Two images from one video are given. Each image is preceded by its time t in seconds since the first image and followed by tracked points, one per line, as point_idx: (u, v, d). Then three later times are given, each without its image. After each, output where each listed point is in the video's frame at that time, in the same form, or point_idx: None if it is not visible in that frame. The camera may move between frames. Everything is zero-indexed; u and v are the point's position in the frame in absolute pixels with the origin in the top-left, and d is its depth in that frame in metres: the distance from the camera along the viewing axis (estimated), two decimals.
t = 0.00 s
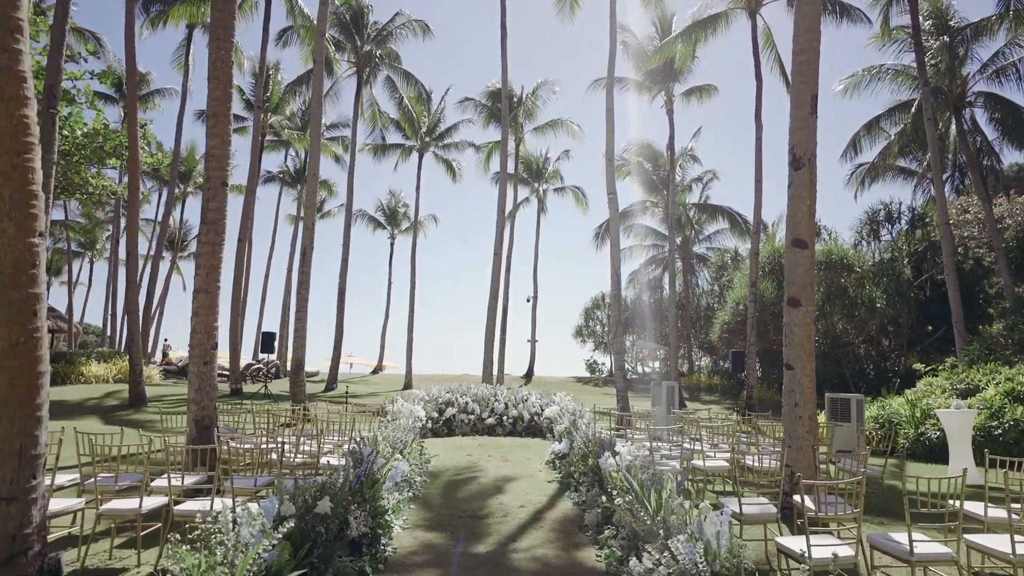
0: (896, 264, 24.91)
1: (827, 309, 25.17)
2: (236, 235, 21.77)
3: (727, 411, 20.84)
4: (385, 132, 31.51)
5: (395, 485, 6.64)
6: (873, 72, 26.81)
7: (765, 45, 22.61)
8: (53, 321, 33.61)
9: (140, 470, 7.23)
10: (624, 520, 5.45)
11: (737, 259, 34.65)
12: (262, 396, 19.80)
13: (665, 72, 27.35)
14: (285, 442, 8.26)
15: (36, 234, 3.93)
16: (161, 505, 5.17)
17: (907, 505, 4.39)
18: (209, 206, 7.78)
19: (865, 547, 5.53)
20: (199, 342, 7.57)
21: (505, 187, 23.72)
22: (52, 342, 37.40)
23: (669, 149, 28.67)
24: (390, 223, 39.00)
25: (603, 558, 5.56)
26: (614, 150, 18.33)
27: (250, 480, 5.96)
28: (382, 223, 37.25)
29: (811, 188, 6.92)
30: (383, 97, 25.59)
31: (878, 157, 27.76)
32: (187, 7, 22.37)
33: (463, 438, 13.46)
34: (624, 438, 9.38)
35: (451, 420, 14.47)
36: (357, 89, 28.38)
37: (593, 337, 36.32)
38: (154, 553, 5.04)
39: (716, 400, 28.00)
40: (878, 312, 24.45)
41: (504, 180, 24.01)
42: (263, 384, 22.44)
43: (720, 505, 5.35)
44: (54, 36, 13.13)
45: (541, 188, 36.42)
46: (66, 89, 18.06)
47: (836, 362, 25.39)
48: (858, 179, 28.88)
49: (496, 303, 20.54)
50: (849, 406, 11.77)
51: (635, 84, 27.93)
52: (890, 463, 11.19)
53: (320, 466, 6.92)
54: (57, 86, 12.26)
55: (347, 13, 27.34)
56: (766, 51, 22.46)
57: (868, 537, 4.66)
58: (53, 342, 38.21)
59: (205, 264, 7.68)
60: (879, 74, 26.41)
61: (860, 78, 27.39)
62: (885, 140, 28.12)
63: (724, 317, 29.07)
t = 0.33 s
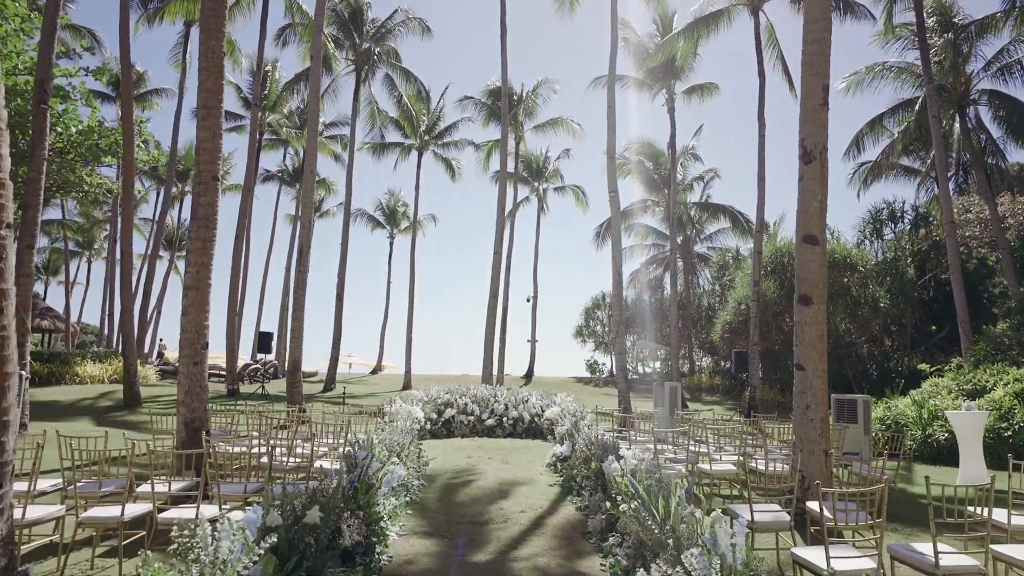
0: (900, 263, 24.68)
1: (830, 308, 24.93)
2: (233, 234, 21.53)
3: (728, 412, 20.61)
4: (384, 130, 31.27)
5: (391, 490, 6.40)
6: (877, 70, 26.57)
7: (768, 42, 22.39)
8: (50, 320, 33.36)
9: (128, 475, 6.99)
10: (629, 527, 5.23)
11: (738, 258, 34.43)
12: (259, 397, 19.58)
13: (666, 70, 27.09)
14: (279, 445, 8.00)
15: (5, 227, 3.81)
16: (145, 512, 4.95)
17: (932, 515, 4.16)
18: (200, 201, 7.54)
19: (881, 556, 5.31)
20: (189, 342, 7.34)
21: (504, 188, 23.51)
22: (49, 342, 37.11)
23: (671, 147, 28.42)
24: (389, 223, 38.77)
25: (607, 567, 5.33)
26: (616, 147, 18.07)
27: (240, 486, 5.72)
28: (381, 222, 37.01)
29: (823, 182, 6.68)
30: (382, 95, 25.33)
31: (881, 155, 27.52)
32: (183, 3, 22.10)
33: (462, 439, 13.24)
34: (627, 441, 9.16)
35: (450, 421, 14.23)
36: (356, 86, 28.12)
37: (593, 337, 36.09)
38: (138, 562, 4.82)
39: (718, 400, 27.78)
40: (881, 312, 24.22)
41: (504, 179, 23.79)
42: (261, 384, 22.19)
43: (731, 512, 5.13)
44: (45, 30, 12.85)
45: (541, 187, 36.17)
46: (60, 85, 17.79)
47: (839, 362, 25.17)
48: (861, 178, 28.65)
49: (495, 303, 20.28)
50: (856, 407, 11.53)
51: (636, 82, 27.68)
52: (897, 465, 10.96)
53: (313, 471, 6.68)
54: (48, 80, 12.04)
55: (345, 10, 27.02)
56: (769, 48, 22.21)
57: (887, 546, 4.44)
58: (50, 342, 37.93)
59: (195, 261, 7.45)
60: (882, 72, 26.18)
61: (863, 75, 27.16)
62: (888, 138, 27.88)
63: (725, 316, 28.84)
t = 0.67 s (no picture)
0: (904, 262, 24.45)
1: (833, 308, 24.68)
2: (230, 234, 21.34)
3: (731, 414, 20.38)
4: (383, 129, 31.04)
5: (387, 495, 6.17)
6: (880, 67, 26.34)
7: (771, 39, 22.16)
8: (47, 320, 33.11)
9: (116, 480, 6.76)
10: (637, 535, 5.00)
11: (740, 258, 34.24)
12: (256, 398, 19.35)
13: (668, 68, 26.85)
14: (273, 448, 7.78)
15: None
16: (129, 520, 4.70)
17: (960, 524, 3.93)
18: (191, 196, 7.30)
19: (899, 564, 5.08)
20: (178, 342, 7.13)
21: (504, 187, 23.29)
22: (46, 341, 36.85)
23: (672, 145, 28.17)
24: (388, 222, 38.55)
25: None
26: (618, 145, 17.82)
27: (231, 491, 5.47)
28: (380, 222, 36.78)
29: (835, 176, 6.46)
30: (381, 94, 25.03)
31: (884, 153, 27.30)
32: None
33: (462, 441, 13.01)
34: (630, 443, 8.94)
35: (450, 422, 13.99)
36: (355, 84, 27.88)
37: (594, 336, 35.88)
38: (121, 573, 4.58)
39: (720, 401, 27.54)
40: (884, 312, 24.00)
41: (504, 178, 23.54)
42: (258, 385, 21.94)
43: (744, 518, 4.91)
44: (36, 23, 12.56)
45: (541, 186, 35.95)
46: (54, 81, 17.53)
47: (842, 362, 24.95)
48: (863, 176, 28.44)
49: (495, 303, 20.04)
50: (863, 408, 11.31)
51: (637, 80, 27.45)
52: (906, 468, 10.74)
53: (307, 474, 6.45)
54: (39, 74, 11.80)
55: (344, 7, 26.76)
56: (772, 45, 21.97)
57: (911, 556, 4.22)
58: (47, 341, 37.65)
59: (185, 258, 7.23)
60: (885, 69, 25.95)
61: (866, 73, 26.95)
62: (891, 137, 27.66)
63: (727, 316, 28.60)
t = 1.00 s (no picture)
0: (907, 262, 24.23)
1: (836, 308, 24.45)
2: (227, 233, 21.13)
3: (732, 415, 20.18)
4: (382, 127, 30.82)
5: (382, 500, 5.94)
6: (883, 65, 26.12)
7: (773, 36, 21.95)
8: (46, 319, 32.94)
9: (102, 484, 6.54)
10: (642, 542, 4.78)
11: (741, 258, 34.03)
12: (253, 398, 19.15)
13: (669, 65, 26.64)
14: (267, 450, 7.56)
15: None
16: (110, 527, 4.46)
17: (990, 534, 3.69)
18: (179, 190, 7.08)
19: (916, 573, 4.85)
20: (167, 341, 6.92)
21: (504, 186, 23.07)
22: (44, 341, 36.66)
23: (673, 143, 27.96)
24: (387, 221, 38.32)
25: None
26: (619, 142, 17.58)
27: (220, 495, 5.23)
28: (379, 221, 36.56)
29: (847, 168, 6.23)
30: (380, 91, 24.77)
31: (886, 152, 27.08)
32: None
33: (461, 442, 12.79)
34: (633, 445, 8.72)
35: (449, 423, 13.77)
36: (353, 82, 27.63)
37: (594, 336, 35.67)
38: None
39: (721, 401, 27.34)
40: (888, 312, 23.79)
41: (504, 177, 23.30)
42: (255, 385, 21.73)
43: (754, 525, 4.68)
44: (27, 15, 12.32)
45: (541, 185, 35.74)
46: (48, 77, 17.28)
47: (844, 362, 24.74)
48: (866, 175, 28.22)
49: (495, 302, 19.81)
50: (870, 409, 11.09)
51: (638, 77, 27.23)
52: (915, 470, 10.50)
53: (299, 477, 6.22)
54: (30, 69, 11.55)
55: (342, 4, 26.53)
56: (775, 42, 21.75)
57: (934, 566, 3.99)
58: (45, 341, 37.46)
59: (174, 253, 6.99)
60: (888, 67, 25.72)
61: (869, 71, 26.72)
62: (894, 135, 27.44)
63: (728, 316, 28.38)
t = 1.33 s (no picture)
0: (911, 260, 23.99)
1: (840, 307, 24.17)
2: (225, 232, 20.92)
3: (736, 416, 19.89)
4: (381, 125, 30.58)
5: (378, 505, 5.72)
6: (886, 63, 25.89)
7: (776, 32, 21.72)
8: (43, 318, 32.66)
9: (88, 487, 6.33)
10: (649, 549, 4.56)
11: (743, 257, 33.77)
12: (250, 398, 18.89)
13: (670, 62, 26.41)
14: (260, 451, 7.35)
15: None
16: (89, 533, 4.24)
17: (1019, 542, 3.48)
18: (168, 183, 6.88)
19: None
20: (156, 338, 6.72)
21: (504, 184, 22.84)
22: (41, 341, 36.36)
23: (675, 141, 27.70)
24: (386, 220, 38.06)
25: None
26: (621, 139, 17.33)
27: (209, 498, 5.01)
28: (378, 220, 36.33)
29: (861, 159, 6.03)
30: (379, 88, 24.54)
31: (890, 150, 26.86)
32: None
33: (460, 443, 12.55)
34: (637, 447, 8.49)
35: (448, 423, 13.51)
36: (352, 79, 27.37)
37: (595, 336, 35.41)
38: None
39: (723, 401, 27.11)
40: (892, 311, 23.55)
41: (504, 176, 23.04)
42: (253, 385, 21.48)
43: (767, 531, 4.47)
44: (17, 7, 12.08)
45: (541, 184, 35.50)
46: (42, 73, 17.04)
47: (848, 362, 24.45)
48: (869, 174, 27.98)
49: (495, 301, 19.55)
50: (878, 409, 10.84)
51: (639, 75, 27.02)
52: (926, 473, 10.24)
53: (293, 480, 6.01)
54: (20, 61, 11.30)
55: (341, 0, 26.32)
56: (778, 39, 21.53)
57: None
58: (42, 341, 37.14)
59: (163, 247, 6.79)
60: (892, 64, 25.48)
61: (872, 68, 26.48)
62: (897, 133, 27.21)
63: (730, 315, 28.10)
